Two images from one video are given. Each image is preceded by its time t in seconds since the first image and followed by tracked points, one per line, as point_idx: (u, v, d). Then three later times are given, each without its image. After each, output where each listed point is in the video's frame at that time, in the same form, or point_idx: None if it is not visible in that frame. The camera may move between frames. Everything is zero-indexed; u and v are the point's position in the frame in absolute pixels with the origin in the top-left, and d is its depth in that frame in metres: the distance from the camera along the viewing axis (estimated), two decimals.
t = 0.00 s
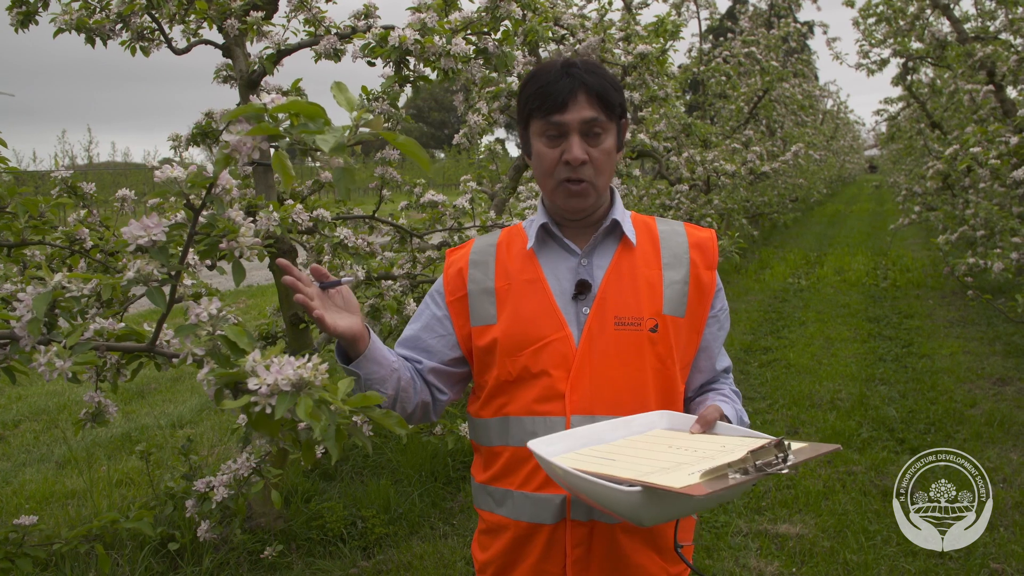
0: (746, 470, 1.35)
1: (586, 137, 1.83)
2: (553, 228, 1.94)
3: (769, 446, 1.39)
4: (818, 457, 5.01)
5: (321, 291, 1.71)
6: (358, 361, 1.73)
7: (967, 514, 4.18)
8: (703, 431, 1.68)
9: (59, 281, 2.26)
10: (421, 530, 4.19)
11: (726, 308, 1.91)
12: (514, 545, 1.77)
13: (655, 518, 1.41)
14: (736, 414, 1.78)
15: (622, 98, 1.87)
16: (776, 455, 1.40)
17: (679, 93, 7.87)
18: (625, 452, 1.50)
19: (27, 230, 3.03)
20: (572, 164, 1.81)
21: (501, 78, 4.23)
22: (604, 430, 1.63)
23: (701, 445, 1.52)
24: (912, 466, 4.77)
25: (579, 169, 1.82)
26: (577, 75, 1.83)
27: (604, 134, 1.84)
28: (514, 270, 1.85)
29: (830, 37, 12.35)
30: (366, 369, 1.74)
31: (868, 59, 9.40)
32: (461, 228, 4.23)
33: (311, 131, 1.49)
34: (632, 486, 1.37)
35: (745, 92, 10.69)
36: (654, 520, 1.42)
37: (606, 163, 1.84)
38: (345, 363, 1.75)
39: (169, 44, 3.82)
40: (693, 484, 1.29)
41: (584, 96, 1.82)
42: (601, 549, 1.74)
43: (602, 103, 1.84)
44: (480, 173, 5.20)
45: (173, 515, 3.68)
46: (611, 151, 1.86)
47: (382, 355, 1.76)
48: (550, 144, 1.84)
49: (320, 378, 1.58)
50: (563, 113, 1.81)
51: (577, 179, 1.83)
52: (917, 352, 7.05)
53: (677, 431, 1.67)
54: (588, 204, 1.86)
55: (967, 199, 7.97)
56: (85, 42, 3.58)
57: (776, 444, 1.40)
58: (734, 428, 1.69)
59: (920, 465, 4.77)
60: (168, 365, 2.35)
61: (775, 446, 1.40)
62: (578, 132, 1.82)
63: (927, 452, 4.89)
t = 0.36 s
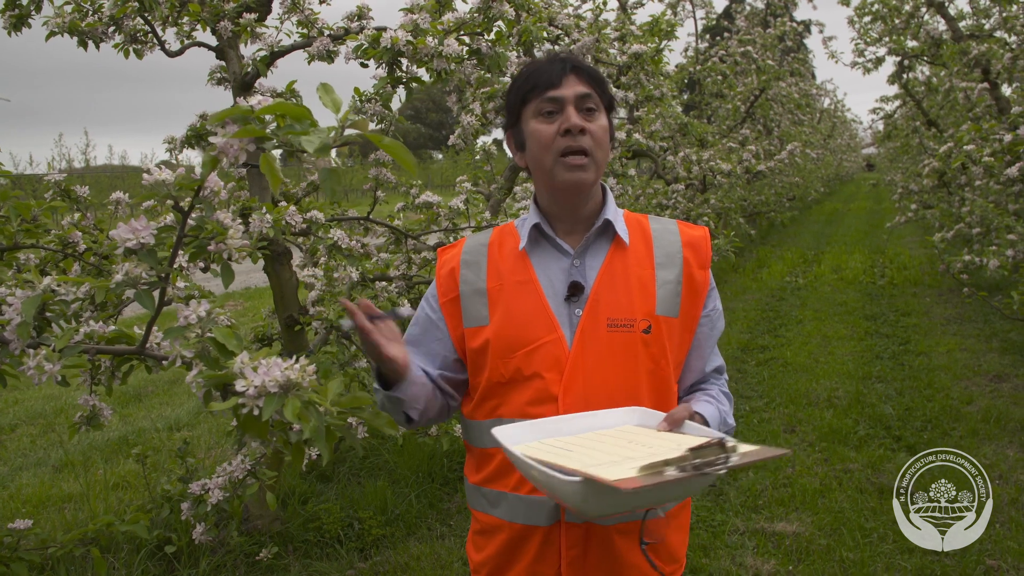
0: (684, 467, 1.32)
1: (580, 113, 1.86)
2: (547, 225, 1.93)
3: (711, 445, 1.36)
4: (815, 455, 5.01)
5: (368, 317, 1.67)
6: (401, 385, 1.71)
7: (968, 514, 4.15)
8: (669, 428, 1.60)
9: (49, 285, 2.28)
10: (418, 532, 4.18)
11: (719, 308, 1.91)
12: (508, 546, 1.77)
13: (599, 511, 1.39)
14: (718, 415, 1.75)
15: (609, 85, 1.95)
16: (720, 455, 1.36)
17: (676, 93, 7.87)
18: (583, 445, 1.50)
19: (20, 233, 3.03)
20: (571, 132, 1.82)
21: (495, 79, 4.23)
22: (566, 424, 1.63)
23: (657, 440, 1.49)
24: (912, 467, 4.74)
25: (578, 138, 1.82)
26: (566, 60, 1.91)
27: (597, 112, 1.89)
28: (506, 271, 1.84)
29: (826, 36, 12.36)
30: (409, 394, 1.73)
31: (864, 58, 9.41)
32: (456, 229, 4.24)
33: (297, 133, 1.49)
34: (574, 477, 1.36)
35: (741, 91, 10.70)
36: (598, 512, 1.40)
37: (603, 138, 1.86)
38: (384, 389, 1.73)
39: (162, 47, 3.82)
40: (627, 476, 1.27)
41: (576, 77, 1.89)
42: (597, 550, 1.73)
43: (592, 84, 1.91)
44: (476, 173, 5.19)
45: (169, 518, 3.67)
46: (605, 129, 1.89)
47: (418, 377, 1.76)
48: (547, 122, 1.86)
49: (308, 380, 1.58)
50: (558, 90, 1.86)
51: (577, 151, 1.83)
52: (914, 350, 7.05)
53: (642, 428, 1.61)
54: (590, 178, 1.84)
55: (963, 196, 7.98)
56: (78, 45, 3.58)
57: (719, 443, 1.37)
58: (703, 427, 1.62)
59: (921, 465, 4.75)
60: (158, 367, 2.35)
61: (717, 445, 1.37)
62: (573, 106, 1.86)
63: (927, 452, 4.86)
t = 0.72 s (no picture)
0: (603, 468, 1.29)
1: (571, 116, 1.86)
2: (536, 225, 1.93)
3: (634, 445, 1.31)
4: (810, 455, 5.01)
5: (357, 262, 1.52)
6: (371, 339, 1.59)
7: (967, 514, 4.16)
8: (633, 430, 1.57)
9: (38, 286, 2.28)
10: (413, 532, 4.18)
11: (711, 306, 1.90)
12: (499, 546, 1.77)
13: (537, 512, 1.38)
14: (703, 417, 1.74)
15: (599, 87, 1.95)
16: (643, 456, 1.31)
17: (672, 93, 7.87)
18: (538, 444, 1.49)
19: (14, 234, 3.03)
20: (562, 135, 1.82)
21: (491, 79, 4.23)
22: (537, 421, 1.63)
23: (606, 440, 1.46)
24: (913, 466, 4.75)
25: (569, 141, 1.82)
26: (558, 62, 1.91)
27: (588, 115, 1.89)
28: (495, 271, 1.85)
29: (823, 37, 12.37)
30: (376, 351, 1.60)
31: (860, 58, 9.42)
32: (451, 229, 4.24)
33: (285, 133, 1.49)
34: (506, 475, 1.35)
35: (738, 92, 10.70)
36: (537, 512, 1.39)
37: (593, 141, 1.86)
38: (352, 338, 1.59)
39: (157, 47, 3.82)
40: (543, 477, 1.25)
41: (567, 79, 1.89)
42: (588, 551, 1.73)
43: (583, 87, 1.91)
44: (472, 174, 5.19)
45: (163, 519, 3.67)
46: (596, 132, 1.89)
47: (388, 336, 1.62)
48: (538, 124, 1.86)
49: (295, 380, 1.59)
50: (549, 92, 1.86)
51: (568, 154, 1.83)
52: (910, 351, 7.06)
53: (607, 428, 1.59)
54: (579, 181, 1.84)
55: (959, 197, 7.99)
56: (72, 45, 3.58)
57: (643, 444, 1.32)
58: (668, 429, 1.58)
59: (921, 465, 4.76)
60: (148, 367, 2.35)
61: (641, 446, 1.31)
62: (565, 109, 1.86)
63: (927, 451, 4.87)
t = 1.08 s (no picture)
0: (571, 477, 1.29)
1: (557, 120, 1.86)
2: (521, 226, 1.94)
3: (604, 455, 1.31)
4: (808, 455, 5.01)
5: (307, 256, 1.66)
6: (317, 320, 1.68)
7: (968, 514, 4.15)
8: (612, 435, 1.57)
9: (31, 287, 2.29)
10: (411, 533, 4.17)
11: (699, 308, 1.89)
12: (483, 547, 1.78)
13: (510, 519, 1.39)
14: (688, 421, 1.74)
15: (590, 91, 1.94)
16: (613, 466, 1.31)
17: (671, 93, 7.87)
18: (515, 448, 1.49)
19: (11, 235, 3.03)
20: (546, 140, 1.81)
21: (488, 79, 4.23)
22: (519, 423, 1.62)
23: (583, 446, 1.47)
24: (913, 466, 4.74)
25: (553, 146, 1.82)
26: (548, 65, 1.91)
27: (576, 119, 1.88)
28: (482, 272, 1.86)
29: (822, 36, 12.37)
30: (324, 334, 1.69)
31: (858, 57, 9.42)
32: (448, 230, 4.24)
33: (275, 134, 1.49)
34: (478, 480, 1.36)
35: (738, 91, 10.69)
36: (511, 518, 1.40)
37: (578, 146, 1.85)
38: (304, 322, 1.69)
39: (154, 49, 3.82)
40: (512, 483, 1.26)
41: (556, 83, 1.89)
42: (570, 553, 1.74)
43: (572, 90, 1.91)
44: (470, 174, 5.19)
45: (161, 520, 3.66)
46: (583, 137, 1.89)
47: (340, 321, 1.71)
48: (524, 127, 1.86)
49: (286, 381, 1.60)
50: (537, 96, 1.86)
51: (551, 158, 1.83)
52: (909, 350, 7.05)
53: (587, 432, 1.59)
54: (562, 185, 1.85)
55: (958, 196, 7.98)
56: (69, 47, 3.58)
57: (613, 454, 1.32)
58: (648, 435, 1.57)
59: (921, 466, 4.75)
60: (142, 368, 2.36)
61: (611, 456, 1.31)
62: (551, 113, 1.86)
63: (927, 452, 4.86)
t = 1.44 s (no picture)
0: (560, 485, 1.29)
1: (556, 125, 1.86)
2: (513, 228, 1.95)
3: (593, 463, 1.31)
4: (811, 459, 5.00)
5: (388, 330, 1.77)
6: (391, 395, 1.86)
7: (968, 514, 4.18)
8: (601, 442, 1.57)
9: (33, 290, 2.29)
10: (413, 536, 4.16)
11: (691, 314, 1.89)
12: (477, 555, 1.78)
13: (502, 527, 1.39)
14: (676, 428, 1.75)
15: (594, 98, 1.93)
16: (602, 474, 1.32)
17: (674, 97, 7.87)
18: (504, 455, 1.49)
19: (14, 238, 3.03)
20: (540, 142, 1.82)
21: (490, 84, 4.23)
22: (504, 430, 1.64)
23: (572, 454, 1.47)
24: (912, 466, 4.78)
25: (546, 150, 1.82)
26: (556, 68, 1.90)
27: (575, 126, 1.88)
28: (473, 278, 1.86)
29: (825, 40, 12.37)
30: (396, 404, 1.88)
31: (861, 61, 9.41)
32: (450, 234, 4.25)
33: (276, 139, 1.49)
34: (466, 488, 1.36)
35: (740, 95, 10.68)
36: (498, 526, 1.40)
37: (573, 153, 1.85)
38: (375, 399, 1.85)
39: (157, 52, 3.84)
40: (501, 492, 1.26)
41: (560, 87, 1.88)
42: (563, 561, 1.73)
43: (576, 96, 1.90)
44: (472, 178, 5.19)
45: (162, 523, 3.66)
46: (580, 144, 1.88)
47: (403, 389, 1.90)
48: (522, 127, 1.86)
49: (286, 385, 1.60)
50: (539, 97, 1.86)
51: (543, 162, 1.84)
52: (912, 354, 7.04)
53: (576, 439, 1.60)
54: (551, 190, 1.85)
55: (962, 200, 7.97)
56: (72, 50, 3.59)
57: (602, 462, 1.32)
58: (635, 442, 1.57)
59: (921, 465, 4.79)
60: (143, 371, 2.36)
61: (600, 464, 1.31)
62: (550, 117, 1.86)
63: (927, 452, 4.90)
